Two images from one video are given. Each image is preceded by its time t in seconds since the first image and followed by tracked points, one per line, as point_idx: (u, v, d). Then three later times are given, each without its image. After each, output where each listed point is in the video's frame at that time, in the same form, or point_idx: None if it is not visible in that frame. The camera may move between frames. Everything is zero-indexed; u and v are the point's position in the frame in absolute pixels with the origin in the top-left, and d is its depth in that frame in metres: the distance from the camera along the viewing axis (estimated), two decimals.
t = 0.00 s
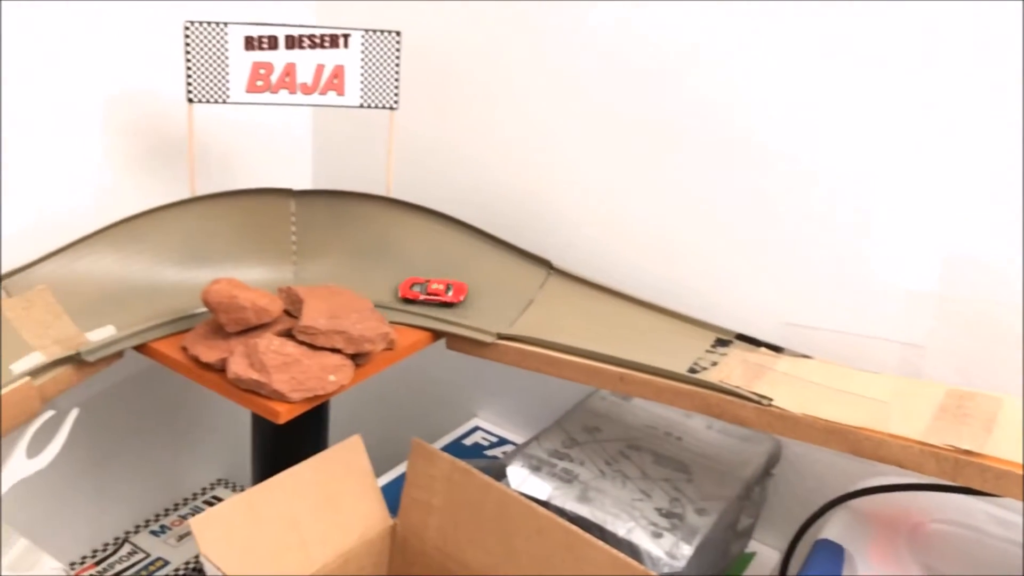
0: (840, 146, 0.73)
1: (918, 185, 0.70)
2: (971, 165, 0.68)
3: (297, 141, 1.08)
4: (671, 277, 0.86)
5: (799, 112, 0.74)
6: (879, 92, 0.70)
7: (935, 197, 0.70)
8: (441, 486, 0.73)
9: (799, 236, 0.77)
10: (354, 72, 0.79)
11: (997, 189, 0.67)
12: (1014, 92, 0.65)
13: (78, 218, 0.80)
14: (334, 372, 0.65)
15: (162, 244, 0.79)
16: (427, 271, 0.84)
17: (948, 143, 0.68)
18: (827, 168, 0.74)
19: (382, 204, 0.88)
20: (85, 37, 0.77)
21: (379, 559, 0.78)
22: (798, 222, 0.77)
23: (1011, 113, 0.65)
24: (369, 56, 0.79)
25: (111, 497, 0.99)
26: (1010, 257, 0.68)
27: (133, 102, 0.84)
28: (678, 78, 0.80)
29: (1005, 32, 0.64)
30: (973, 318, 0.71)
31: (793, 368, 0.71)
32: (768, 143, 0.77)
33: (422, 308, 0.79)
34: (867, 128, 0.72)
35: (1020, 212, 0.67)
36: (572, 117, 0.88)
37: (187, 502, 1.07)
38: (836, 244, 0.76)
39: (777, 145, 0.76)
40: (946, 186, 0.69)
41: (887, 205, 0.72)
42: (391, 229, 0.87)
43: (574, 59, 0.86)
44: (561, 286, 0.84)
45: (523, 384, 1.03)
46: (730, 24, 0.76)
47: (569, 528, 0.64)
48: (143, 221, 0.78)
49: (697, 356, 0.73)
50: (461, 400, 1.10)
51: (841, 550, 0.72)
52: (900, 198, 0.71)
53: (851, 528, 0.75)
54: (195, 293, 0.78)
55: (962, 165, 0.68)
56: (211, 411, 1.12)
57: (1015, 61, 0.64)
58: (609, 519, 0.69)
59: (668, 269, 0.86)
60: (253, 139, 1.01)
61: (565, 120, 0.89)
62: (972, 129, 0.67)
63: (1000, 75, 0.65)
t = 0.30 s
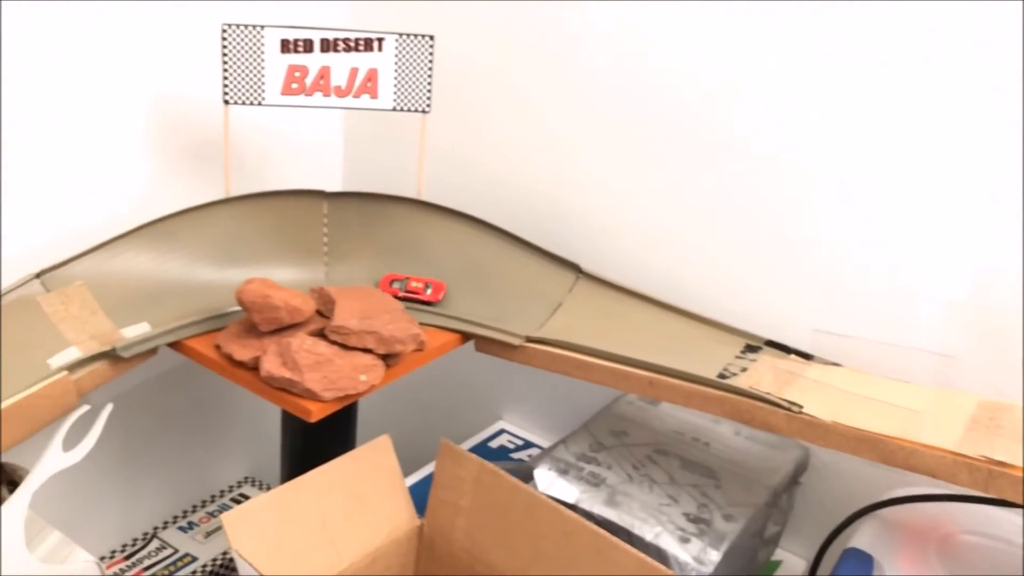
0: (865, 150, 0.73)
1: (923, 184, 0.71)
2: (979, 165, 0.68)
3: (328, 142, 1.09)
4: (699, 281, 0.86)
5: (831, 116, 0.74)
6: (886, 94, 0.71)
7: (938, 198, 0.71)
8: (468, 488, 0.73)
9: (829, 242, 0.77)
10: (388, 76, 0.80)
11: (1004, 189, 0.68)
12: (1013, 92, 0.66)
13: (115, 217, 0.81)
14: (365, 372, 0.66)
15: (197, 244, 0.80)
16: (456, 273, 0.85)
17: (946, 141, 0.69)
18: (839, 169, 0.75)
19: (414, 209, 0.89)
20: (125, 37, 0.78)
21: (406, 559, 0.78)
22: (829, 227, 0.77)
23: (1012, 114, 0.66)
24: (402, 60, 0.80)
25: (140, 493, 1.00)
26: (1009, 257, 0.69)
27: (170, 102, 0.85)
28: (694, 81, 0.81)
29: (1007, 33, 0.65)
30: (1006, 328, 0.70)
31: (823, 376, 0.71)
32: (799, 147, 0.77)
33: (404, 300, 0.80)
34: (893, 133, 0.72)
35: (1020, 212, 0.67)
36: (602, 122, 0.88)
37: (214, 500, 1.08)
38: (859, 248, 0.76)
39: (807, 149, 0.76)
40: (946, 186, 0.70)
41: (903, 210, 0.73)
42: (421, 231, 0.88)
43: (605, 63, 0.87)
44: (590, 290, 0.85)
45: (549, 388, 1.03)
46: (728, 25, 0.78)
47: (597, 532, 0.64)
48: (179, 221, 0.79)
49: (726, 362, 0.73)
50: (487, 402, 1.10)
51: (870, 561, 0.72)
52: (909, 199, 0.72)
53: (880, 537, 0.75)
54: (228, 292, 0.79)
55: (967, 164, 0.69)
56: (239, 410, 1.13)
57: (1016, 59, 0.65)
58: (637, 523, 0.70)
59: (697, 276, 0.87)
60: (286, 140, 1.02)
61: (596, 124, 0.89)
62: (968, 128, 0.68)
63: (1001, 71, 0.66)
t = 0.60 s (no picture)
0: (883, 152, 0.74)
1: (925, 182, 0.72)
2: (979, 164, 0.69)
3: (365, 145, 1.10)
4: (731, 286, 0.86)
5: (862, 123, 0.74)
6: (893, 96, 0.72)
7: (940, 196, 0.72)
8: (498, 489, 0.74)
9: (862, 249, 0.77)
10: (424, 79, 0.81)
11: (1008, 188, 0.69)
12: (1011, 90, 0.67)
13: (155, 216, 0.83)
14: (400, 372, 0.67)
15: (236, 243, 0.81)
16: (488, 275, 0.86)
17: (940, 137, 0.71)
18: (852, 170, 0.76)
19: (449, 212, 0.90)
20: (168, 39, 0.80)
21: (435, 558, 0.79)
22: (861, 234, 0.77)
23: (1010, 113, 0.67)
24: (438, 64, 0.81)
25: (173, 489, 1.02)
26: (1009, 257, 0.70)
27: (210, 103, 0.86)
28: (700, 80, 0.83)
29: (1003, 32, 0.66)
30: None
31: (856, 383, 0.71)
32: (832, 154, 0.77)
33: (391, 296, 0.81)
34: (927, 137, 0.71)
35: (1019, 212, 0.68)
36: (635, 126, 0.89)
37: (244, 496, 1.09)
38: (882, 253, 0.76)
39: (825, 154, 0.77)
40: (945, 184, 0.71)
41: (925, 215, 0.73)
42: (454, 233, 0.89)
43: (638, 68, 0.87)
44: (621, 294, 0.85)
45: (578, 392, 1.04)
46: (724, 26, 0.80)
47: (627, 534, 0.65)
48: (220, 222, 0.81)
49: (758, 367, 0.74)
50: (515, 405, 1.11)
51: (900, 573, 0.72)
52: (913, 198, 0.73)
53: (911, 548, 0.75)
54: (265, 291, 0.81)
55: (965, 162, 0.70)
56: (271, 408, 1.14)
57: (1013, 56, 0.66)
58: (667, 526, 0.70)
59: (729, 282, 0.87)
60: (322, 142, 1.03)
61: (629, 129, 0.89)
62: (960, 125, 0.70)
63: (996, 68, 0.67)
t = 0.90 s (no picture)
0: (912, 154, 0.73)
1: (925, 183, 0.73)
2: (979, 165, 0.70)
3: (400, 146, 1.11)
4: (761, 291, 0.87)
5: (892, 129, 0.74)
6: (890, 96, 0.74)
7: (971, 204, 0.71)
8: (526, 489, 0.74)
9: (892, 257, 0.77)
10: (460, 82, 0.82)
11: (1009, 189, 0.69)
12: (1013, 90, 0.67)
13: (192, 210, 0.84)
14: (432, 369, 0.68)
15: (272, 240, 0.83)
16: (519, 277, 0.86)
17: (940, 135, 0.71)
18: (884, 176, 0.76)
19: (480, 213, 0.91)
20: (209, 37, 0.81)
21: (461, 556, 0.79)
22: (890, 243, 0.77)
23: (1011, 113, 0.68)
24: (474, 67, 0.82)
25: (202, 482, 1.03)
26: (1008, 258, 0.70)
27: (249, 101, 0.88)
28: (721, 83, 0.84)
29: (1004, 33, 0.67)
30: None
31: (887, 392, 0.71)
32: (864, 161, 0.76)
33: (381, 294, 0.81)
34: (958, 145, 0.71)
35: (1019, 212, 0.69)
36: (668, 131, 0.89)
37: (271, 491, 1.10)
38: (914, 262, 0.76)
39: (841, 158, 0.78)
40: (977, 192, 0.71)
41: (949, 222, 0.72)
42: (486, 234, 0.89)
43: (672, 73, 0.87)
44: (651, 298, 0.85)
45: (605, 396, 1.04)
46: (758, 31, 0.80)
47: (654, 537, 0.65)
48: (255, 218, 0.82)
49: (789, 374, 0.74)
50: (542, 408, 1.11)
51: None
52: (942, 201, 0.73)
53: (940, 561, 0.75)
54: (299, 287, 0.82)
55: (996, 170, 0.69)
56: (299, 405, 1.15)
57: (1013, 56, 0.67)
58: (695, 531, 0.70)
59: (763, 288, 0.87)
60: (358, 142, 1.04)
61: (662, 133, 0.90)
62: (993, 134, 0.69)
63: (996, 68, 0.68)
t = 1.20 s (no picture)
0: (943, 159, 0.72)
1: (947, 185, 0.72)
2: (990, 169, 0.70)
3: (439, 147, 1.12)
4: (792, 298, 0.86)
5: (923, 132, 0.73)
6: (905, 95, 0.73)
7: (998, 210, 0.70)
8: (558, 488, 0.75)
9: (916, 264, 0.76)
10: (499, 82, 0.82)
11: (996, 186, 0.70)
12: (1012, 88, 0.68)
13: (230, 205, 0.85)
14: (468, 367, 0.69)
15: (311, 236, 0.84)
16: (553, 277, 0.87)
17: (971, 140, 0.70)
18: (916, 181, 0.74)
19: (514, 214, 0.91)
20: (249, 35, 0.83)
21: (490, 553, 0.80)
22: (912, 247, 0.76)
23: (1011, 113, 0.68)
24: (513, 68, 0.82)
25: (234, 474, 1.04)
26: (1007, 258, 0.70)
27: (289, 99, 0.89)
28: (751, 87, 0.83)
29: (1003, 33, 0.67)
30: None
31: (923, 399, 0.70)
32: (895, 166, 0.75)
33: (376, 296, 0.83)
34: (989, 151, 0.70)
35: (1019, 212, 0.69)
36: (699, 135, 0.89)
37: (301, 485, 1.11)
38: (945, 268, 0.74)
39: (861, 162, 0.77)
40: (1006, 199, 0.69)
41: (964, 225, 0.72)
42: (521, 235, 0.90)
43: (704, 77, 0.87)
44: (685, 301, 0.86)
45: (634, 398, 1.04)
46: (789, 34, 0.80)
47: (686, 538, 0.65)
48: (293, 215, 0.83)
49: (823, 380, 0.74)
50: (572, 409, 1.12)
51: None
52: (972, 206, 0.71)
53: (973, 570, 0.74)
54: (336, 283, 0.83)
55: None
56: (332, 400, 1.17)
57: (1012, 56, 0.67)
58: (726, 533, 0.70)
59: (788, 297, 0.86)
60: (394, 141, 1.06)
61: (693, 137, 0.89)
62: None
63: (995, 68, 0.68)
